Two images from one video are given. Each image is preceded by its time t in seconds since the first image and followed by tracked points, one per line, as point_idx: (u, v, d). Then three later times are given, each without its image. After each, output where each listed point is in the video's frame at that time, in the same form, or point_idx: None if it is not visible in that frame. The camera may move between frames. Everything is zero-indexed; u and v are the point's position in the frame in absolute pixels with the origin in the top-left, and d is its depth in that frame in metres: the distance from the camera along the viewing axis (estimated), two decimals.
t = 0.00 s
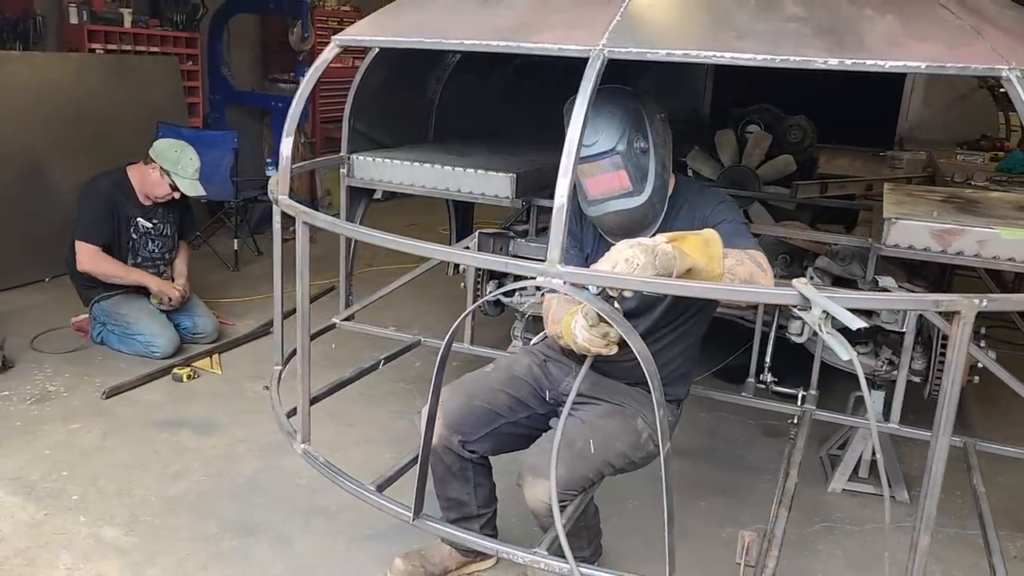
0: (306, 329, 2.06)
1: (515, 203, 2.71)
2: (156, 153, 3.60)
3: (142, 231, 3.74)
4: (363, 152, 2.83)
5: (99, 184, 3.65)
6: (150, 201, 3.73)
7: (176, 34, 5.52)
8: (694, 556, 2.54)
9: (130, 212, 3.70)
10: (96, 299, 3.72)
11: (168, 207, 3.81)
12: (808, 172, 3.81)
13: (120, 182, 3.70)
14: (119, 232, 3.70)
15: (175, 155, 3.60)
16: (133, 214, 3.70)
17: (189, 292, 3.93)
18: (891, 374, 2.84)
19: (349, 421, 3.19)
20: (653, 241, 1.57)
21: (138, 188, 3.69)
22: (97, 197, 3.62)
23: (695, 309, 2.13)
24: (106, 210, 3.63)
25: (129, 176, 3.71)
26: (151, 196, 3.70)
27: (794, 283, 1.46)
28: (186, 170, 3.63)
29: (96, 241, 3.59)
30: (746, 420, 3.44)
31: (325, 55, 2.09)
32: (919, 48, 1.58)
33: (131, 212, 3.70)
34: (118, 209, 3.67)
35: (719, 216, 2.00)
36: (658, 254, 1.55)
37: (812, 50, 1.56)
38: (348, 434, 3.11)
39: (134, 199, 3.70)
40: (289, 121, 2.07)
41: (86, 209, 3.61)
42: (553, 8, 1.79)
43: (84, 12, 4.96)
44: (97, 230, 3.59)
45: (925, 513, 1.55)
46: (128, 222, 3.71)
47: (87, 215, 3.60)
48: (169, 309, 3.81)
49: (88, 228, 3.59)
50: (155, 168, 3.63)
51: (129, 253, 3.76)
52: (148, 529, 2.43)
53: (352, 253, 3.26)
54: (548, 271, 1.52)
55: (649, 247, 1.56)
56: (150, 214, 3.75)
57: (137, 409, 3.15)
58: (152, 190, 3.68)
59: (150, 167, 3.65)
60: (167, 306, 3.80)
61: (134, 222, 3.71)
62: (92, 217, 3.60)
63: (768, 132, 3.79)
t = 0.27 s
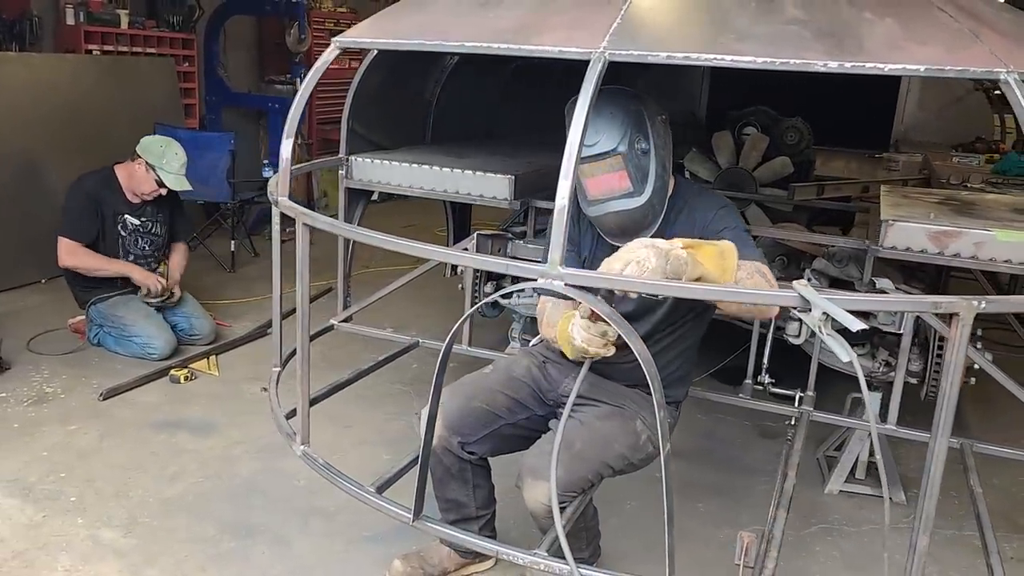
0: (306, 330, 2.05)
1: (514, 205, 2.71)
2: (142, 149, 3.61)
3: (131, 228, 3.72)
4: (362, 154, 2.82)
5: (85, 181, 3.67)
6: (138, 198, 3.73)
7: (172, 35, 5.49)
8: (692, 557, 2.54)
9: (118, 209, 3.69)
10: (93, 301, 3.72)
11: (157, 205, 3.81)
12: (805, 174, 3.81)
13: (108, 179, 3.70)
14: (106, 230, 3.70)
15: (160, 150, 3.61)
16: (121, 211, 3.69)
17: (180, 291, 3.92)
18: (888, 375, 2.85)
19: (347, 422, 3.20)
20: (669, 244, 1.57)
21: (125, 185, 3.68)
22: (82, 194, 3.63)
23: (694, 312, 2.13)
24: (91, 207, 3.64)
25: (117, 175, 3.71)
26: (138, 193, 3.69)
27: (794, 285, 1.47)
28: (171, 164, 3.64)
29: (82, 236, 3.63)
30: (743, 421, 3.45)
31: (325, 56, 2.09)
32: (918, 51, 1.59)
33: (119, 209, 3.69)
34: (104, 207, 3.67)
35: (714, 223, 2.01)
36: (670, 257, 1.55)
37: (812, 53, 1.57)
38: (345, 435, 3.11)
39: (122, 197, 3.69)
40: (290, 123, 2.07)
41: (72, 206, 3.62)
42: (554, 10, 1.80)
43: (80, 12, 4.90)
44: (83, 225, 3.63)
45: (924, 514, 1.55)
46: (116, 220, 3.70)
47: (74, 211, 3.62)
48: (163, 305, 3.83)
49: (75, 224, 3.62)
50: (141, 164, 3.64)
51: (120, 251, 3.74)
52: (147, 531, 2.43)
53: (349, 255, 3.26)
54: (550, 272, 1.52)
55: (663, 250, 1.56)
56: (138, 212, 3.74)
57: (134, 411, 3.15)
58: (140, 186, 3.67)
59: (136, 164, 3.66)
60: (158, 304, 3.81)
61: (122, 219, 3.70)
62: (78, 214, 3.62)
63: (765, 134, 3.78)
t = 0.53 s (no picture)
0: (305, 331, 2.05)
1: (512, 206, 2.71)
2: (131, 146, 3.61)
3: (124, 227, 3.72)
4: (360, 155, 2.82)
5: (75, 181, 3.66)
6: (129, 197, 3.73)
7: (170, 36, 5.48)
8: (690, 558, 2.54)
9: (110, 208, 3.69)
10: (90, 303, 3.71)
11: (148, 203, 3.81)
12: (803, 175, 3.81)
13: (97, 179, 3.70)
14: (99, 229, 3.69)
15: (149, 147, 3.60)
16: (113, 210, 3.69)
17: (175, 292, 3.92)
18: (885, 377, 2.85)
19: (344, 423, 3.20)
20: (662, 243, 1.59)
21: (116, 184, 3.69)
22: (73, 194, 3.63)
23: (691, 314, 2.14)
24: (82, 207, 3.64)
25: (108, 174, 3.71)
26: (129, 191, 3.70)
27: (792, 286, 1.47)
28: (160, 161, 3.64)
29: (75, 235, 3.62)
30: (741, 423, 3.45)
31: (323, 57, 2.09)
32: (916, 53, 1.59)
33: (110, 208, 3.69)
34: (94, 206, 3.67)
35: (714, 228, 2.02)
36: (653, 257, 1.58)
37: (810, 55, 1.58)
38: (343, 437, 3.11)
39: (114, 195, 3.70)
40: (288, 124, 2.07)
41: (62, 207, 3.62)
42: (553, 13, 1.80)
43: (78, 13, 4.91)
44: (75, 224, 3.62)
45: (921, 516, 1.56)
46: (108, 218, 3.69)
47: (64, 211, 3.62)
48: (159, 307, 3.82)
49: (66, 224, 3.61)
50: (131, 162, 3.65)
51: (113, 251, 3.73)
52: (144, 532, 2.43)
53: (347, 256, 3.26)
54: (549, 273, 1.52)
55: (654, 247, 1.59)
56: (131, 210, 3.74)
57: (132, 412, 3.15)
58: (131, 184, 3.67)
59: (127, 162, 3.66)
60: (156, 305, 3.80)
61: (114, 218, 3.70)
62: (70, 213, 3.62)
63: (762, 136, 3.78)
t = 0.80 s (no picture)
0: (305, 331, 2.06)
1: (512, 207, 2.71)
2: (130, 146, 3.61)
3: (124, 226, 3.72)
4: (360, 156, 2.83)
5: (74, 181, 3.66)
6: (129, 196, 3.73)
7: (170, 36, 5.49)
8: (690, 559, 2.55)
9: (110, 207, 3.69)
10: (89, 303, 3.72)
11: (148, 203, 3.81)
12: (802, 177, 3.80)
13: (96, 178, 3.70)
14: (99, 229, 3.69)
15: (148, 146, 3.60)
16: (112, 209, 3.69)
17: (174, 291, 3.92)
18: (884, 378, 2.86)
19: (344, 424, 3.20)
20: (684, 148, 1.67)
21: (116, 183, 3.69)
22: (72, 193, 3.63)
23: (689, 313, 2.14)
24: (81, 206, 3.64)
25: (107, 173, 3.71)
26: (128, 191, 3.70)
27: (791, 286, 1.48)
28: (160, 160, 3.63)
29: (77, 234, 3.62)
30: (740, 424, 3.46)
31: (324, 57, 2.10)
32: (915, 55, 1.60)
33: (110, 207, 3.69)
34: (94, 205, 3.67)
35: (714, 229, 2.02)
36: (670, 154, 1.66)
37: (810, 56, 1.58)
38: (343, 437, 3.11)
39: (114, 195, 3.70)
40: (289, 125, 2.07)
41: (61, 206, 3.62)
42: (554, 14, 1.80)
43: (78, 14, 4.91)
44: (75, 224, 3.62)
45: (920, 516, 1.56)
46: (109, 217, 3.69)
47: (63, 211, 3.62)
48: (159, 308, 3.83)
49: (66, 223, 3.61)
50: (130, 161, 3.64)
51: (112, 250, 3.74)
52: (144, 532, 2.43)
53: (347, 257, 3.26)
54: (549, 273, 1.53)
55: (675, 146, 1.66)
56: (131, 209, 3.74)
57: (132, 412, 3.15)
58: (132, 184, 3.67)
59: (127, 162, 3.66)
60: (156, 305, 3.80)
61: (114, 217, 3.70)
62: (69, 213, 3.62)
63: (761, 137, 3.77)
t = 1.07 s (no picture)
0: (307, 330, 2.06)
1: (513, 208, 2.71)
2: (136, 146, 3.61)
3: (128, 225, 3.73)
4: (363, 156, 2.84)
5: (78, 180, 3.66)
6: (134, 196, 3.73)
7: (172, 36, 5.49)
8: (690, 560, 2.55)
9: (114, 207, 3.69)
10: (91, 302, 3.72)
11: (153, 203, 3.81)
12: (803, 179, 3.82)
13: (99, 178, 3.70)
14: (103, 228, 3.70)
15: (155, 146, 3.60)
16: (117, 208, 3.70)
17: (177, 291, 3.93)
18: (885, 380, 2.86)
19: (345, 424, 3.20)
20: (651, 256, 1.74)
21: (122, 183, 3.70)
22: (77, 193, 3.63)
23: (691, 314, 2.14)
24: (86, 205, 3.64)
25: (112, 173, 3.72)
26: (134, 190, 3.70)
27: (794, 287, 1.48)
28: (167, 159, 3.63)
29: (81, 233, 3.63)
30: (741, 425, 3.46)
31: (328, 57, 2.10)
32: (918, 56, 1.60)
33: (115, 207, 3.69)
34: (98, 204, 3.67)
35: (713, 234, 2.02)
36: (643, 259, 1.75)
37: (813, 57, 1.59)
38: (344, 437, 3.11)
39: (118, 195, 3.70)
40: (293, 124, 2.08)
41: (66, 206, 3.62)
42: (558, 15, 1.81)
43: (80, 13, 4.91)
44: (79, 223, 3.62)
45: (921, 517, 1.56)
46: (113, 217, 3.70)
47: (67, 211, 3.62)
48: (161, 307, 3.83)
49: (71, 222, 3.61)
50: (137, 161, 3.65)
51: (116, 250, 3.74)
52: (145, 531, 2.43)
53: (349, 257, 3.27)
54: (551, 273, 1.53)
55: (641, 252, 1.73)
56: (135, 209, 3.75)
57: (133, 411, 3.15)
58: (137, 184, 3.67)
59: (133, 161, 3.66)
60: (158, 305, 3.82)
61: (119, 216, 3.70)
62: (74, 212, 3.62)
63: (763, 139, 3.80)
